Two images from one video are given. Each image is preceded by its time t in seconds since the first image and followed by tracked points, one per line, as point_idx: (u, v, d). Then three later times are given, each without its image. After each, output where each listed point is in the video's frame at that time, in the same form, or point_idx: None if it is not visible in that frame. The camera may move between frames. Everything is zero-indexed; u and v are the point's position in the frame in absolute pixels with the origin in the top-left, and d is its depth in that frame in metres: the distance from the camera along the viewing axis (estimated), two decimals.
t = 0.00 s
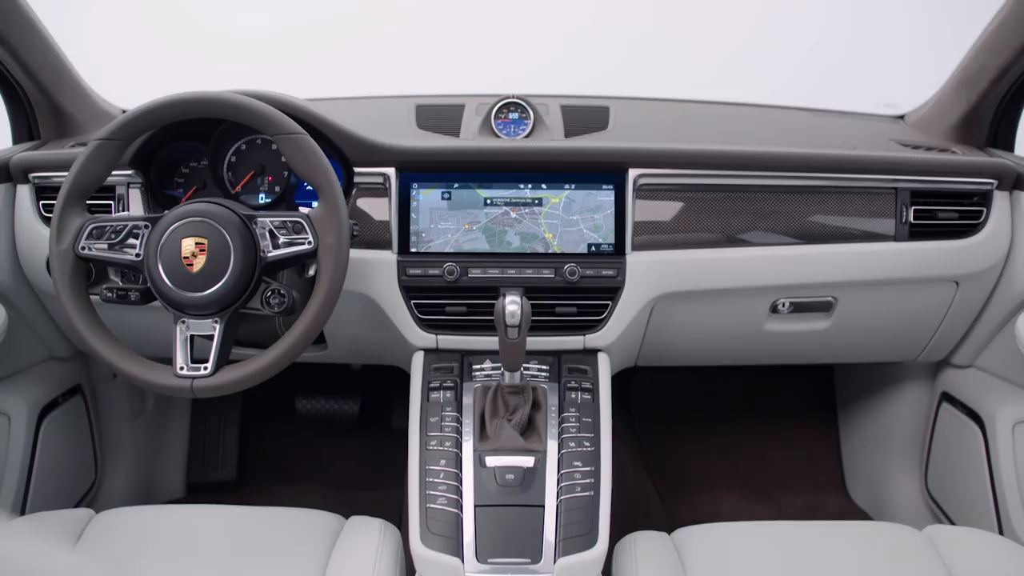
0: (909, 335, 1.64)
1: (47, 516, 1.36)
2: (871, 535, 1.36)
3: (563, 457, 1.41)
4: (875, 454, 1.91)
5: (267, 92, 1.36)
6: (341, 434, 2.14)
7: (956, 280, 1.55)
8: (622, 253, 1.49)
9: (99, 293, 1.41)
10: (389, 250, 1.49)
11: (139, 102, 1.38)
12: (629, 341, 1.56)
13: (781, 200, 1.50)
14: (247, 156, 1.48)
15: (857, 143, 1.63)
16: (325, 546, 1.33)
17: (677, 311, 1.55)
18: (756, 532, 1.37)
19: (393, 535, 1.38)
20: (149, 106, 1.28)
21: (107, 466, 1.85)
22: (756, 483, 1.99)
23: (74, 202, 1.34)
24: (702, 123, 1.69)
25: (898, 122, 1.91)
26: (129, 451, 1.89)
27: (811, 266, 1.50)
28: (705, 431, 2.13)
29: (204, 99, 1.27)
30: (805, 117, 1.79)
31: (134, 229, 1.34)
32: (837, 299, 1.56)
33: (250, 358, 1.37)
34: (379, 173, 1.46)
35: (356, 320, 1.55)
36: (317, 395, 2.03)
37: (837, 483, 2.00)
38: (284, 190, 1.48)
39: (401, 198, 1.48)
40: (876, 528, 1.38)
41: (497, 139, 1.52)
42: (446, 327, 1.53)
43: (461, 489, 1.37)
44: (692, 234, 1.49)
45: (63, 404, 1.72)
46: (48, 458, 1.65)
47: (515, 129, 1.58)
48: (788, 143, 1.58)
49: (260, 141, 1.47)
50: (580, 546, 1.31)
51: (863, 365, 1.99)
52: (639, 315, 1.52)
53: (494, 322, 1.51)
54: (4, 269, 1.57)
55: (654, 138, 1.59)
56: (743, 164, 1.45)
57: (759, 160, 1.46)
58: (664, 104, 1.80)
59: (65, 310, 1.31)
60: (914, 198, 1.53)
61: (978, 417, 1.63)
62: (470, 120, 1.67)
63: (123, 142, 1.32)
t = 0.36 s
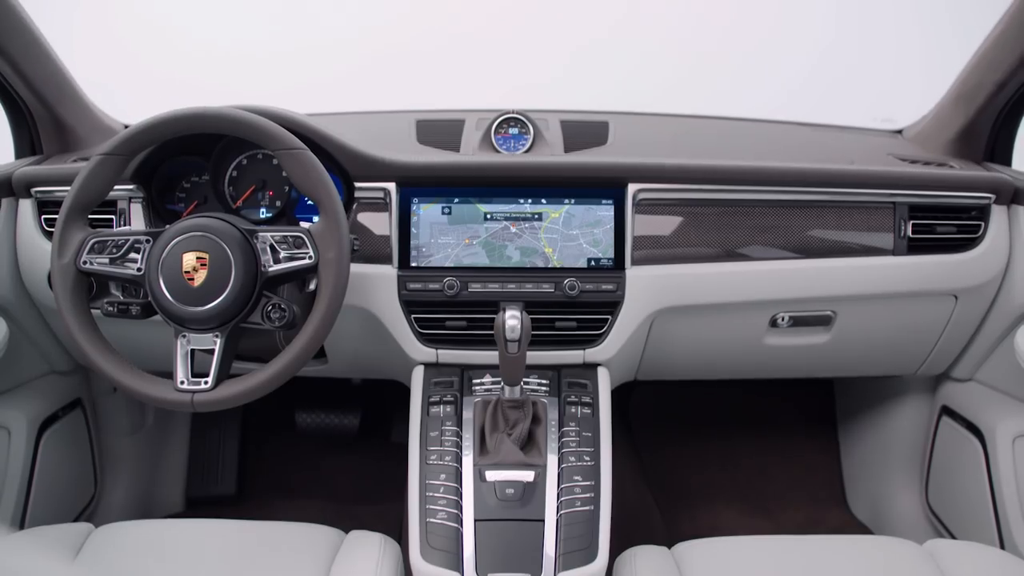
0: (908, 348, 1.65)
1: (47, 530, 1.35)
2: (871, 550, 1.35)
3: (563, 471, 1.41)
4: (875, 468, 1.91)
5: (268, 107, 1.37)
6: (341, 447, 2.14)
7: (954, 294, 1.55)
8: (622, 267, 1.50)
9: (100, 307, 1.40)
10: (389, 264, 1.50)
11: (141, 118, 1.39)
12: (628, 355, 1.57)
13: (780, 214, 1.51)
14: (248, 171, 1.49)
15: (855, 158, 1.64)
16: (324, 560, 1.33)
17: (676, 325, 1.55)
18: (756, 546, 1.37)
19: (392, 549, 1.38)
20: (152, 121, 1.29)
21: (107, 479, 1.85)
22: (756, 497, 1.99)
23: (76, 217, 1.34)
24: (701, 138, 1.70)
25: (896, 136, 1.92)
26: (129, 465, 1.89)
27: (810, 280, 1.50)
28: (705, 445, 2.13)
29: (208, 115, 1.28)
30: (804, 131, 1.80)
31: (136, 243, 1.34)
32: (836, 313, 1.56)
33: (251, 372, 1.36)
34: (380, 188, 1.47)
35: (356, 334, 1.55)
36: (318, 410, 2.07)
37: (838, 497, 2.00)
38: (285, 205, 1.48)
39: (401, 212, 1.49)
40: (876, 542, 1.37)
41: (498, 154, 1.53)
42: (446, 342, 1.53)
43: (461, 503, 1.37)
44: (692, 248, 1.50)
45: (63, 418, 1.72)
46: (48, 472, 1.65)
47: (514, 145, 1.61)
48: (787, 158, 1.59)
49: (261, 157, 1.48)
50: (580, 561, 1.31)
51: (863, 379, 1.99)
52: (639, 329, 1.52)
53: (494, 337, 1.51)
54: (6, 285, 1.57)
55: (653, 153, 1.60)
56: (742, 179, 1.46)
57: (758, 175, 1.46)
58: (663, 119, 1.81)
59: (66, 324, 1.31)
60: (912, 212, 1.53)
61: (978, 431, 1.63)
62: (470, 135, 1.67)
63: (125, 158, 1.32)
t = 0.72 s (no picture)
0: (908, 361, 1.65)
1: (46, 544, 1.35)
2: (871, 564, 1.35)
3: (563, 485, 1.41)
4: (876, 481, 1.91)
5: (269, 122, 1.37)
6: (341, 461, 2.14)
7: (953, 307, 1.56)
8: (621, 281, 1.50)
9: (100, 320, 1.40)
10: (389, 278, 1.50)
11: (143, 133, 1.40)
12: (628, 369, 1.57)
13: (779, 228, 1.51)
14: (250, 184, 1.49)
15: (854, 172, 1.64)
16: None
17: (676, 339, 1.55)
18: (757, 560, 1.37)
19: (392, 563, 1.38)
20: (153, 135, 1.29)
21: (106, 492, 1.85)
22: (756, 511, 1.98)
23: (78, 230, 1.34)
24: (700, 153, 1.71)
25: (894, 150, 1.93)
26: (128, 477, 1.88)
27: (809, 293, 1.51)
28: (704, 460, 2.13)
29: (209, 130, 1.28)
30: (803, 146, 1.82)
31: (137, 258, 1.35)
32: (836, 326, 1.57)
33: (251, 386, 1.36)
34: (381, 203, 1.48)
35: (357, 348, 1.55)
36: (318, 424, 2.11)
37: (838, 510, 1.99)
38: (286, 219, 1.48)
39: (402, 227, 1.49)
40: (876, 556, 1.37)
41: (498, 169, 1.54)
42: (446, 356, 1.53)
43: (461, 517, 1.37)
44: (692, 262, 1.50)
45: (63, 431, 1.72)
46: (47, 485, 1.65)
47: (514, 159, 1.62)
48: (786, 172, 1.60)
49: (262, 171, 1.49)
50: None
51: (863, 392, 2.00)
52: (638, 343, 1.52)
53: (494, 351, 1.52)
54: (7, 298, 1.58)
55: (653, 167, 1.61)
56: (741, 193, 1.47)
57: (757, 190, 1.47)
58: (663, 133, 1.83)
59: (67, 338, 1.31)
60: (911, 226, 1.54)
61: (978, 444, 1.63)
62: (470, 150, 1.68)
63: (127, 172, 1.32)
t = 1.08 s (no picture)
0: (908, 374, 1.65)
1: (45, 557, 1.35)
2: None
3: (563, 498, 1.41)
4: (876, 493, 1.91)
5: (270, 136, 1.38)
6: (341, 474, 2.14)
7: (952, 320, 1.56)
8: (621, 294, 1.51)
9: (101, 333, 1.40)
10: (389, 291, 1.51)
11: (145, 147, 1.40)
12: (628, 382, 1.57)
13: (779, 241, 1.52)
14: (251, 198, 1.50)
15: (853, 186, 1.65)
16: None
17: (676, 352, 1.55)
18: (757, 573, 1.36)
19: None
20: (155, 150, 1.29)
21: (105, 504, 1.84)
22: (757, 525, 1.98)
23: (79, 243, 1.34)
24: (700, 166, 1.72)
25: (893, 164, 1.94)
26: (127, 490, 1.88)
27: (809, 306, 1.51)
28: (704, 472, 2.12)
29: (209, 144, 1.28)
30: (803, 160, 1.83)
31: (138, 271, 1.34)
32: (835, 339, 1.57)
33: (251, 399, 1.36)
34: (381, 216, 1.48)
35: (357, 361, 1.55)
36: (317, 436, 2.09)
37: (838, 523, 1.99)
38: (287, 233, 1.48)
39: (402, 240, 1.50)
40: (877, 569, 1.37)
41: (498, 182, 1.55)
42: (446, 369, 1.53)
43: (461, 530, 1.37)
44: (692, 275, 1.51)
45: (63, 444, 1.72)
46: (47, 498, 1.65)
47: (514, 172, 1.62)
48: (785, 186, 1.60)
49: (263, 184, 1.49)
50: None
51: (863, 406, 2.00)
52: (638, 355, 1.53)
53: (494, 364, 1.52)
54: (7, 311, 1.58)
55: (653, 181, 1.62)
56: (741, 207, 1.47)
57: (756, 203, 1.48)
58: (665, 147, 1.84)
59: (67, 351, 1.30)
60: (909, 239, 1.54)
61: (978, 456, 1.63)
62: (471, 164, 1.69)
63: (128, 186, 1.32)
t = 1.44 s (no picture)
0: (908, 386, 1.65)
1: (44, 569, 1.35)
2: None
3: (563, 511, 1.42)
4: (877, 505, 1.91)
5: (270, 149, 1.38)
6: (341, 486, 2.13)
7: (951, 332, 1.56)
8: (620, 306, 1.51)
9: (102, 345, 1.40)
10: (390, 304, 1.51)
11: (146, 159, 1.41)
12: (628, 395, 1.57)
13: (778, 253, 1.52)
14: (251, 211, 1.50)
15: (852, 198, 1.66)
16: None
17: (676, 364, 1.56)
18: None
19: None
20: (156, 163, 1.29)
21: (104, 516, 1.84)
22: (757, 537, 1.98)
23: (81, 256, 1.34)
24: (699, 179, 1.73)
25: (891, 176, 1.95)
26: (127, 502, 1.88)
27: (808, 318, 1.51)
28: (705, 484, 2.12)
29: (209, 157, 1.29)
30: (802, 172, 1.84)
31: (139, 283, 1.34)
32: (835, 351, 1.57)
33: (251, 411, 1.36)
34: (381, 229, 1.49)
35: (357, 373, 1.55)
36: (318, 449, 2.05)
37: (839, 536, 1.99)
38: (287, 245, 1.49)
39: (402, 253, 1.50)
40: None
41: (498, 195, 1.55)
42: (446, 381, 1.54)
43: (461, 543, 1.37)
44: (691, 287, 1.51)
45: (63, 455, 1.73)
46: (47, 509, 1.65)
47: (514, 185, 1.63)
48: (784, 198, 1.61)
49: (264, 197, 1.50)
50: None
51: (863, 417, 2.00)
52: (638, 368, 1.53)
53: (494, 376, 1.52)
54: (7, 323, 1.58)
55: (653, 193, 1.62)
56: (740, 220, 1.48)
57: (755, 216, 1.48)
58: (665, 160, 1.85)
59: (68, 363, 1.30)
60: (908, 251, 1.55)
61: (978, 468, 1.63)
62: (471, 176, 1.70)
63: (130, 199, 1.32)
